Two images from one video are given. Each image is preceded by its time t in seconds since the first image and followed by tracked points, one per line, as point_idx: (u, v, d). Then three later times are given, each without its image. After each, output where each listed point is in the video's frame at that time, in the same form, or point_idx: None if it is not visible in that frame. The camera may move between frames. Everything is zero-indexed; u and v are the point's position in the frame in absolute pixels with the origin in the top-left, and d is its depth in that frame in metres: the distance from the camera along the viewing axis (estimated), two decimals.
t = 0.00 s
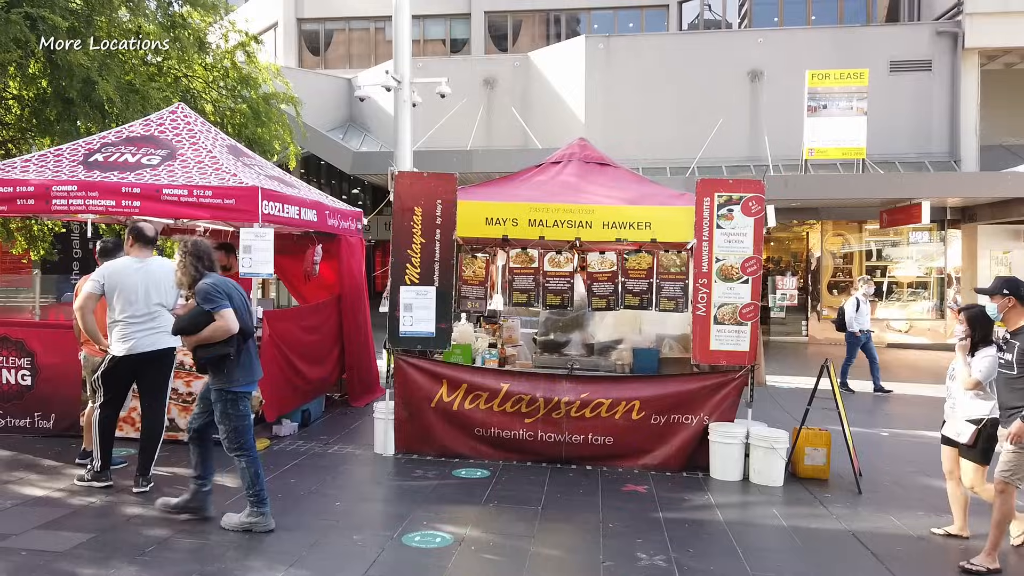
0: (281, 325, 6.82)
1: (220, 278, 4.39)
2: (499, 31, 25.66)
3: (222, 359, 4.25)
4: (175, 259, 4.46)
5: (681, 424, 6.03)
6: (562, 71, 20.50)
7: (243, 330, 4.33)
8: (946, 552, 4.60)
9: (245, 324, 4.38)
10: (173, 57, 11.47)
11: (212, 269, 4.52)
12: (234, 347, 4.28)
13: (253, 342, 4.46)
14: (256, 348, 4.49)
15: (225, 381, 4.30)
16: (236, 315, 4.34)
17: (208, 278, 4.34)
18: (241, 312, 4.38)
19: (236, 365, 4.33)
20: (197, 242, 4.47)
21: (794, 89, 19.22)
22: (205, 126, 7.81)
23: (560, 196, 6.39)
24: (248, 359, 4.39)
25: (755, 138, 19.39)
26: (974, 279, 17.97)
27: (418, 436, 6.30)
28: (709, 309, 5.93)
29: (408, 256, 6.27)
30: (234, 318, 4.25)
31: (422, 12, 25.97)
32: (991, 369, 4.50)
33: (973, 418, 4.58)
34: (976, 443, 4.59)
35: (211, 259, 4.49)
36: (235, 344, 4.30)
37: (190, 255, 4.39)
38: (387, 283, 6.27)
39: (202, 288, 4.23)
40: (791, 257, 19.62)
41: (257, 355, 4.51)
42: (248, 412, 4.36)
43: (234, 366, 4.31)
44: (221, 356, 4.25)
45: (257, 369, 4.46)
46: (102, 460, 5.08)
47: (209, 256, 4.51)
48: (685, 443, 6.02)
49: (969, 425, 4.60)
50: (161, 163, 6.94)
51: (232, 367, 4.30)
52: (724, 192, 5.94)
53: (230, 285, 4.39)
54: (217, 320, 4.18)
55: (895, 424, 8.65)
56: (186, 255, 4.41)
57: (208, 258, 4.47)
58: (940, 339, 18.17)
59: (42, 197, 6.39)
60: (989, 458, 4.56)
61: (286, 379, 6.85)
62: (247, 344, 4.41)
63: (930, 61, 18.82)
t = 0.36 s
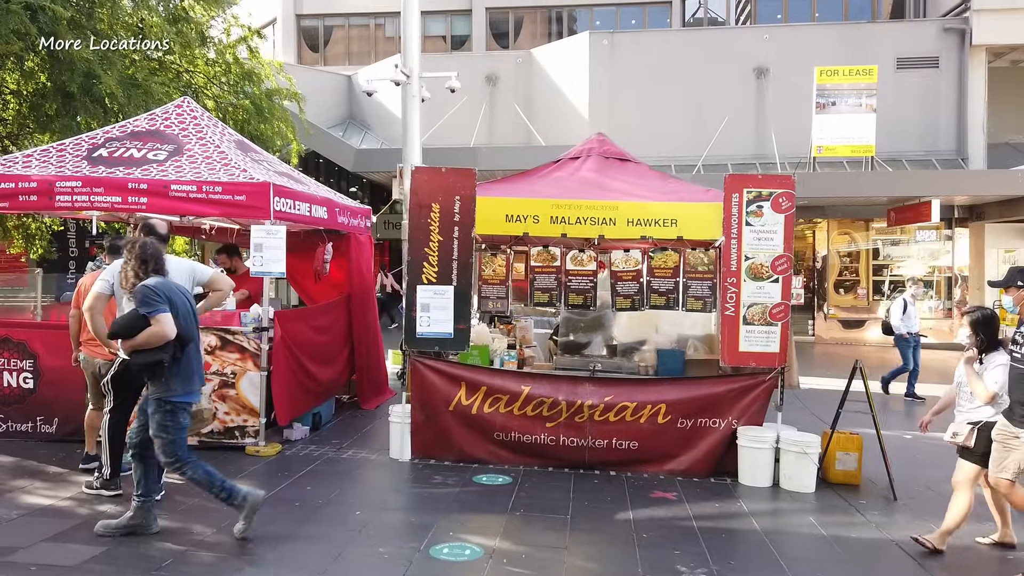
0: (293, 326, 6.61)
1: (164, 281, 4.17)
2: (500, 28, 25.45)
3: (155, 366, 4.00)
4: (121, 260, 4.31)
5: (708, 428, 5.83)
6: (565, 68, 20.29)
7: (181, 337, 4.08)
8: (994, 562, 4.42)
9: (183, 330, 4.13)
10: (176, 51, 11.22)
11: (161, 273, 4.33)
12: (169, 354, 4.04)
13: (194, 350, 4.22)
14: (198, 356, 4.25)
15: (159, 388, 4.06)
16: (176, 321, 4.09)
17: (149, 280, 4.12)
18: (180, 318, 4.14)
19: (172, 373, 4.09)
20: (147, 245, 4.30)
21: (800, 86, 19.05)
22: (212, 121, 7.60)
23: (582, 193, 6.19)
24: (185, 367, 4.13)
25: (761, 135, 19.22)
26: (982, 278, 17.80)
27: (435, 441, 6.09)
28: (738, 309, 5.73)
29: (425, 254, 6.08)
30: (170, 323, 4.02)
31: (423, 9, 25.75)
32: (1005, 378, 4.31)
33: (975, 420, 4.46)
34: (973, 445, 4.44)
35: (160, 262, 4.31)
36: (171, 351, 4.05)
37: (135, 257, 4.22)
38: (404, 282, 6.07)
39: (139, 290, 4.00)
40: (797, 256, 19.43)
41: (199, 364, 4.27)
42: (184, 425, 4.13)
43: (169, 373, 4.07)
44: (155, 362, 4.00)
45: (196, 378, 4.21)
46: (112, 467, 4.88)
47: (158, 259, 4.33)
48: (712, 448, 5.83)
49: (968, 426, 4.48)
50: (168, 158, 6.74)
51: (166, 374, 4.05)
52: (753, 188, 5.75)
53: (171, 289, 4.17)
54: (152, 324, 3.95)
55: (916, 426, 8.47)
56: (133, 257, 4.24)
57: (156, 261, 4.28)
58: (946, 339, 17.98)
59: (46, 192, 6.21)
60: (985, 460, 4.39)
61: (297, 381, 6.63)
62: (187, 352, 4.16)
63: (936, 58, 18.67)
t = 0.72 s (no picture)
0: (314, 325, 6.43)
1: (117, 268, 3.89)
2: (505, 21, 25.21)
3: (106, 358, 3.73)
4: (67, 243, 4.00)
5: (746, 429, 5.66)
6: (573, 61, 20.06)
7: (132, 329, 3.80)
8: None
9: (136, 322, 3.86)
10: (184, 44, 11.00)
11: (114, 260, 4.01)
12: (121, 347, 3.76)
13: (147, 343, 3.94)
14: (151, 349, 3.98)
15: (106, 380, 3.79)
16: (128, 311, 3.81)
17: (101, 267, 3.83)
18: (132, 309, 3.87)
19: (121, 366, 3.82)
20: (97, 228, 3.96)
21: (811, 79, 18.84)
22: (227, 113, 7.40)
23: (613, 187, 6.00)
24: (136, 361, 3.86)
25: (772, 130, 19.03)
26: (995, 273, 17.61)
27: (463, 443, 5.91)
28: (777, 307, 5.54)
29: (452, 250, 5.89)
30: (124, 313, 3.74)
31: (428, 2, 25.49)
32: None
33: (992, 420, 4.22)
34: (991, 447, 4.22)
35: (113, 249, 3.99)
36: (123, 344, 3.77)
37: (85, 243, 3.90)
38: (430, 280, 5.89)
39: (90, 278, 3.72)
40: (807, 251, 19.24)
41: (153, 358, 4.00)
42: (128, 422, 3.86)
43: (119, 366, 3.80)
44: (105, 355, 3.73)
45: (149, 373, 3.94)
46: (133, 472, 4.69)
47: (112, 245, 3.99)
48: (749, 450, 5.66)
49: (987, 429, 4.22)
50: (184, 152, 6.56)
51: (114, 367, 3.78)
52: (792, 182, 5.57)
53: (125, 277, 3.89)
54: (103, 313, 3.67)
55: (946, 425, 8.28)
56: (82, 241, 3.90)
57: (108, 247, 3.96)
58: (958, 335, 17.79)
59: (59, 186, 6.01)
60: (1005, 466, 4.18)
61: (318, 382, 6.45)
62: (139, 345, 3.89)
63: (949, 52, 18.47)
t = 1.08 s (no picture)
0: (345, 324, 6.29)
1: (71, 272, 3.78)
2: (517, 18, 25.05)
3: (61, 369, 3.64)
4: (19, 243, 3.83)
5: (792, 433, 5.50)
6: (588, 58, 19.89)
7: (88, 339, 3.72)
8: None
9: (93, 331, 3.77)
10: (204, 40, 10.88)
11: (70, 261, 3.86)
12: (78, 358, 3.68)
13: (105, 351, 3.86)
14: (109, 357, 3.90)
15: (60, 390, 3.69)
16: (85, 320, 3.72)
17: (53, 272, 3.72)
18: (89, 317, 3.78)
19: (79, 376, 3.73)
20: (52, 228, 3.82)
21: (829, 76, 18.65)
22: (254, 109, 7.28)
23: (654, 184, 5.86)
24: (95, 371, 3.78)
25: (789, 127, 18.85)
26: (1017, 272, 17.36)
27: (499, 446, 5.76)
28: (825, 306, 5.38)
29: (488, 248, 5.75)
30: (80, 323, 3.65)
31: None
32: None
33: None
34: None
35: (68, 249, 3.84)
36: (79, 354, 3.69)
37: (38, 243, 3.75)
38: (466, 278, 5.75)
39: (43, 285, 3.61)
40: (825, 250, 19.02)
41: (112, 366, 3.92)
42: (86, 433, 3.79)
43: (75, 376, 3.71)
44: (60, 365, 3.64)
45: (107, 382, 3.86)
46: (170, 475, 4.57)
47: (68, 244, 3.85)
48: (795, 454, 5.51)
49: None
50: (212, 148, 6.45)
51: (71, 377, 3.69)
52: (841, 178, 5.40)
53: (81, 282, 3.78)
54: (59, 323, 3.59)
55: (984, 427, 8.09)
56: (35, 242, 3.76)
57: (63, 248, 3.81)
58: (979, 335, 17.55)
59: (87, 183, 5.90)
60: None
61: (349, 382, 6.32)
62: (97, 354, 3.80)
63: (969, 48, 18.25)
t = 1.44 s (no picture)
0: (396, 328, 6.20)
1: (69, 267, 3.72)
2: (546, 17, 24.88)
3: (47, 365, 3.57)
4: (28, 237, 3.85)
5: (863, 441, 5.31)
6: (619, 58, 19.68)
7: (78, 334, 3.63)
8: None
9: (85, 326, 3.68)
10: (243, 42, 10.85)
11: (72, 256, 3.83)
12: (62, 354, 3.58)
13: (102, 346, 3.76)
14: (108, 352, 3.80)
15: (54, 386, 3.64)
16: (75, 315, 3.64)
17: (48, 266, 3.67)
18: (84, 312, 3.69)
19: (72, 371, 3.66)
20: (56, 223, 3.82)
21: (867, 74, 18.30)
22: (302, 110, 7.22)
23: (717, 185, 5.70)
24: (87, 367, 3.68)
25: (826, 125, 18.53)
26: None
27: (557, 454, 5.62)
28: (899, 311, 5.19)
29: (546, 251, 5.61)
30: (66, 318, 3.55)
31: None
32: None
33: None
34: None
35: (68, 244, 3.81)
36: (65, 350, 3.59)
37: (40, 238, 3.75)
38: (524, 282, 5.61)
39: (33, 281, 3.56)
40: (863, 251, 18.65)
41: (113, 361, 3.82)
42: (95, 429, 3.71)
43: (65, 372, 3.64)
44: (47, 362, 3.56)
45: (106, 377, 3.76)
46: (233, 482, 4.49)
47: (69, 239, 3.82)
48: (866, 464, 5.32)
49: None
50: (263, 150, 6.39)
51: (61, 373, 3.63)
52: (915, 177, 5.21)
53: (76, 277, 3.71)
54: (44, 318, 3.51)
55: None
56: (38, 237, 3.78)
57: (63, 242, 3.78)
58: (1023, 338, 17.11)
59: (140, 185, 5.85)
60: None
61: (401, 386, 6.23)
62: (91, 349, 3.71)
63: (1012, 44, 17.82)
